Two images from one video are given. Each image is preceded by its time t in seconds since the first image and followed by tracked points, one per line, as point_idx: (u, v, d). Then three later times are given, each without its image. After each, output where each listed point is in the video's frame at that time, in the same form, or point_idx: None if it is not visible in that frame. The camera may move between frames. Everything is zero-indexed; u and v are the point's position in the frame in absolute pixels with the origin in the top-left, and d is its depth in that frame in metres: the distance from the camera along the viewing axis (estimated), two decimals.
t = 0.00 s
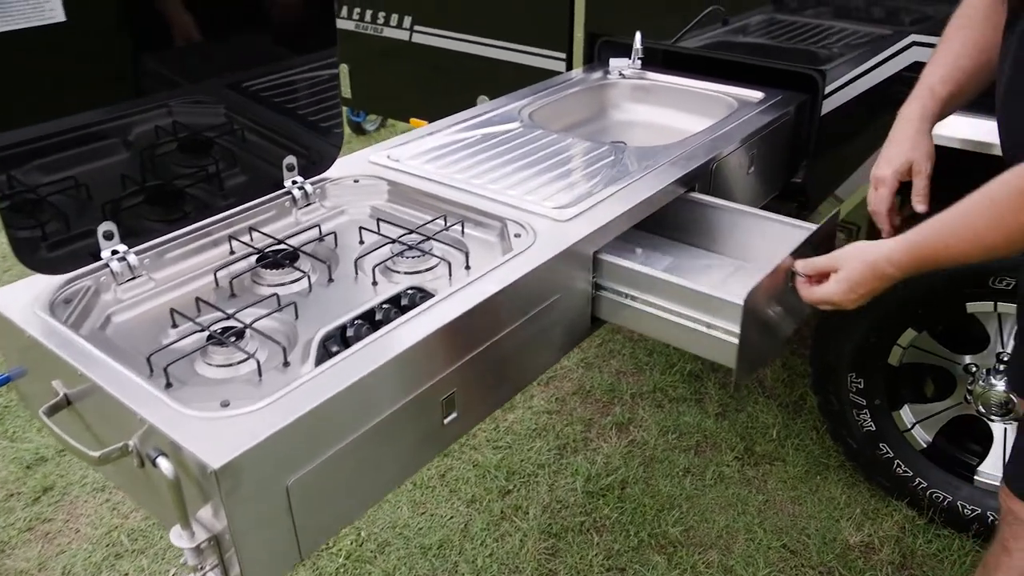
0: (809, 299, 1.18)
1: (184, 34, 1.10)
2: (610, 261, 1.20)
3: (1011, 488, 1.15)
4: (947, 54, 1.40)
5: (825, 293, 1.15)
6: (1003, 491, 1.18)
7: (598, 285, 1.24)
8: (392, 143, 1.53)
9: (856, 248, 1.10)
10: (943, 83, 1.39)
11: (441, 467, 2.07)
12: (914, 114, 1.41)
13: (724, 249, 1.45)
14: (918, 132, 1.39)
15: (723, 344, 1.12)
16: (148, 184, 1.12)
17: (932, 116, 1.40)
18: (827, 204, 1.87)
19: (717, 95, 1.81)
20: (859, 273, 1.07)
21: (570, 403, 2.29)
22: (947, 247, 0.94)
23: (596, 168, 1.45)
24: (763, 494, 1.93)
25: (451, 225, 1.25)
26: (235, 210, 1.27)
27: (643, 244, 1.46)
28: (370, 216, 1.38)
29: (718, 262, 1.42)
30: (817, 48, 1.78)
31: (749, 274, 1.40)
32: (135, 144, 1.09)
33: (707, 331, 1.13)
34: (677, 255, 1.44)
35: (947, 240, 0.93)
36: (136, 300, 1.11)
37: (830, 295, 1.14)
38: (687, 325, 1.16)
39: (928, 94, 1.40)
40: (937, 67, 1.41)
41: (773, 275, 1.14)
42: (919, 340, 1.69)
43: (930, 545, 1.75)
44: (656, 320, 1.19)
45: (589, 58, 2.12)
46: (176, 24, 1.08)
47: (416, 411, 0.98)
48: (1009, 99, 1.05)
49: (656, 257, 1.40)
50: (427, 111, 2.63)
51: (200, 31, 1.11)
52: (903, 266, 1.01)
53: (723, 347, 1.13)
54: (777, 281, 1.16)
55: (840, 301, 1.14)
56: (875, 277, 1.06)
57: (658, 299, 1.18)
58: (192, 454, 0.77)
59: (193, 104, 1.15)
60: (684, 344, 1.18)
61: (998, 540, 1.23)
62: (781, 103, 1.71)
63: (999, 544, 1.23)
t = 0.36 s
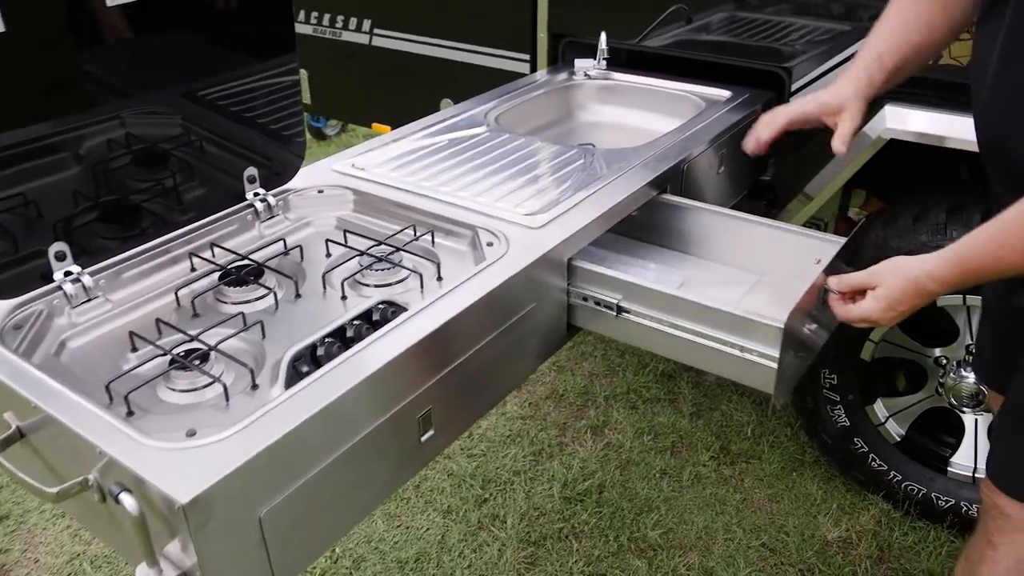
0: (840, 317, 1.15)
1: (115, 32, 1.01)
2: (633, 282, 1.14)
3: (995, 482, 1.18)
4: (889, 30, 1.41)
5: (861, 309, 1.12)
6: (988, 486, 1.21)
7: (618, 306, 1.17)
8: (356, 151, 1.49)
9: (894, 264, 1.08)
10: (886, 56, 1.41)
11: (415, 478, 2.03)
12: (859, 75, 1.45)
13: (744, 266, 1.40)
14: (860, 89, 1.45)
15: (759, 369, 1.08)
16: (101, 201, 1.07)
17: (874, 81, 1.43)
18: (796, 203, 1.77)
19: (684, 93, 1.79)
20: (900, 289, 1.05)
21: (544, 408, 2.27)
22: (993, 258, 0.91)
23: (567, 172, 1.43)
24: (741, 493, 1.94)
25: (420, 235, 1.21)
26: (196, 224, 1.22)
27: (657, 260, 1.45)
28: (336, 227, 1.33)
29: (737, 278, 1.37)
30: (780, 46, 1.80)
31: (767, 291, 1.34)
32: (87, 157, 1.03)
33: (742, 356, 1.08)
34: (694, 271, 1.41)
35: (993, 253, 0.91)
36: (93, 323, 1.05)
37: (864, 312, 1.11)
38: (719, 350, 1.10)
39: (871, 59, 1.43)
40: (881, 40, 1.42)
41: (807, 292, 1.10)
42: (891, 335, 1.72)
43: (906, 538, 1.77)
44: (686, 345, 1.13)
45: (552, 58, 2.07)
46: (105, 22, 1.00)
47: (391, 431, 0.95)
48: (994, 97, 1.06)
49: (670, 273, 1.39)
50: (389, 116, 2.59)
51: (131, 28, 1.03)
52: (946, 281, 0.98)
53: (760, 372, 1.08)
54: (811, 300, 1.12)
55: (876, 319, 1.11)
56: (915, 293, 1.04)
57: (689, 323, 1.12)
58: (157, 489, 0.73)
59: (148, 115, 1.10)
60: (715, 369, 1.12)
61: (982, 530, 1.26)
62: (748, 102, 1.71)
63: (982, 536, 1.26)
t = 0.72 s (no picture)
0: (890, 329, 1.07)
1: (63, 33, 0.96)
2: (672, 298, 1.06)
3: (991, 476, 1.18)
4: (817, 45, 1.39)
5: (914, 321, 1.05)
6: (984, 478, 1.21)
7: (656, 323, 1.09)
8: (336, 156, 1.46)
9: (949, 274, 1.03)
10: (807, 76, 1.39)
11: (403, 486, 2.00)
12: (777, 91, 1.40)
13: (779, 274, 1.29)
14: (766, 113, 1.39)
15: (811, 389, 1.00)
16: (73, 214, 1.03)
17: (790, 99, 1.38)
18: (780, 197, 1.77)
19: (665, 90, 1.78)
20: (960, 301, 1.00)
21: (531, 410, 2.25)
22: None
23: (551, 172, 1.41)
24: (732, 490, 1.93)
25: (404, 241, 1.19)
26: (171, 235, 1.18)
27: (687, 269, 1.36)
28: (317, 234, 1.29)
29: (773, 287, 1.28)
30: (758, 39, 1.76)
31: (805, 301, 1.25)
32: (58, 168, 0.99)
33: (793, 375, 1.00)
34: (727, 280, 1.32)
35: None
36: (68, 340, 1.01)
37: (919, 323, 1.05)
38: (766, 367, 1.02)
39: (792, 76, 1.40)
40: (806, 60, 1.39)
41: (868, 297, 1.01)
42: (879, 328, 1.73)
43: (899, 531, 1.77)
44: (731, 362, 1.05)
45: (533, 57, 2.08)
46: (52, 22, 0.94)
47: (379, 444, 0.92)
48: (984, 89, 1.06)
49: (703, 284, 1.31)
50: (367, 119, 2.55)
51: (80, 29, 0.97)
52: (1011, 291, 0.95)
53: (812, 391, 1.00)
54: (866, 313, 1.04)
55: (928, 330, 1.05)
56: (976, 304, 0.99)
57: (733, 340, 1.03)
58: (136, 514, 0.70)
59: (119, 125, 1.06)
60: (763, 388, 1.05)
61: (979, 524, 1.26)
62: (730, 98, 1.69)
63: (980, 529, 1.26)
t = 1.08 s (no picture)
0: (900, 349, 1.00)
1: (49, 32, 0.94)
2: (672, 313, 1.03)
3: (998, 499, 1.14)
4: None
5: (925, 342, 0.97)
6: (989, 501, 1.18)
7: (656, 338, 1.06)
8: (331, 159, 1.44)
9: (964, 294, 0.94)
10: None
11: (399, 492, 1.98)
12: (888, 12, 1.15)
13: (790, 292, 1.26)
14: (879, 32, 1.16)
15: (814, 411, 0.96)
16: (63, 216, 1.02)
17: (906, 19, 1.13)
18: (784, 206, 1.78)
19: (670, 95, 1.75)
20: (973, 325, 0.91)
21: (530, 417, 2.23)
22: None
23: (548, 178, 1.38)
24: (732, 503, 1.90)
25: (395, 247, 1.16)
26: (161, 238, 1.16)
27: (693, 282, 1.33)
28: (310, 240, 1.27)
29: (781, 303, 1.24)
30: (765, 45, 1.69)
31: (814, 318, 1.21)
32: (51, 169, 0.98)
33: (795, 396, 0.96)
34: (733, 294, 1.29)
35: None
36: (51, 345, 0.99)
37: (929, 346, 0.97)
38: (768, 387, 0.98)
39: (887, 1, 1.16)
40: None
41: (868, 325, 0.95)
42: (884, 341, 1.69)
43: (901, 549, 1.73)
44: (732, 382, 1.01)
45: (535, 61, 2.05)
46: (40, 19, 0.93)
47: (361, 458, 0.89)
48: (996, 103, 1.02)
49: (709, 297, 1.27)
50: (369, 120, 2.54)
51: (72, 28, 0.96)
52: None
53: (814, 414, 0.96)
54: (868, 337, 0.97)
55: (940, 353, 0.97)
56: (991, 330, 0.90)
57: (735, 357, 1.00)
58: (104, 531, 0.68)
59: (114, 125, 1.05)
60: (765, 409, 1.00)
61: (984, 547, 1.22)
62: (735, 104, 1.66)
63: (985, 552, 1.22)
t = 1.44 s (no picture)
0: (892, 368, 0.97)
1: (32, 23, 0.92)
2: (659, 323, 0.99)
3: (995, 523, 1.10)
4: None
5: (919, 360, 0.94)
6: (986, 524, 1.14)
7: (641, 349, 1.03)
8: (324, 156, 1.42)
9: (960, 312, 0.91)
10: None
11: (394, 491, 1.96)
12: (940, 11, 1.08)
13: (787, 304, 1.22)
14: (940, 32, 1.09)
15: (802, 429, 0.92)
16: (49, 209, 1.00)
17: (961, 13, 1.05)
18: (790, 210, 1.75)
19: (676, 95, 1.71)
20: (969, 343, 0.89)
21: (529, 417, 2.20)
22: None
23: (542, 179, 1.35)
24: (730, 511, 1.87)
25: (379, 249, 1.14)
26: (145, 235, 1.15)
27: (687, 289, 1.29)
28: (296, 238, 1.25)
29: (776, 312, 1.20)
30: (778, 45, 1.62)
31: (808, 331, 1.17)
32: (41, 161, 0.96)
33: (782, 413, 0.93)
34: (727, 303, 1.25)
35: None
36: (26, 341, 0.96)
37: (923, 365, 0.93)
38: (754, 403, 0.95)
39: None
40: None
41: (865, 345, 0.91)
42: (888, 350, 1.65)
43: (901, 563, 1.69)
44: (718, 396, 0.98)
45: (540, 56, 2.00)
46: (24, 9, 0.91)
47: (329, 467, 0.87)
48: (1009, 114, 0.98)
49: (701, 306, 1.23)
50: (374, 114, 2.52)
51: (77, 15, 0.96)
52: None
53: (801, 431, 0.93)
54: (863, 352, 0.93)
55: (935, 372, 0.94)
56: (987, 350, 0.88)
57: (722, 371, 0.97)
58: (55, 542, 0.66)
59: (108, 118, 1.03)
60: (753, 425, 0.97)
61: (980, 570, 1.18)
62: (740, 105, 1.62)
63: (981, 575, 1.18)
